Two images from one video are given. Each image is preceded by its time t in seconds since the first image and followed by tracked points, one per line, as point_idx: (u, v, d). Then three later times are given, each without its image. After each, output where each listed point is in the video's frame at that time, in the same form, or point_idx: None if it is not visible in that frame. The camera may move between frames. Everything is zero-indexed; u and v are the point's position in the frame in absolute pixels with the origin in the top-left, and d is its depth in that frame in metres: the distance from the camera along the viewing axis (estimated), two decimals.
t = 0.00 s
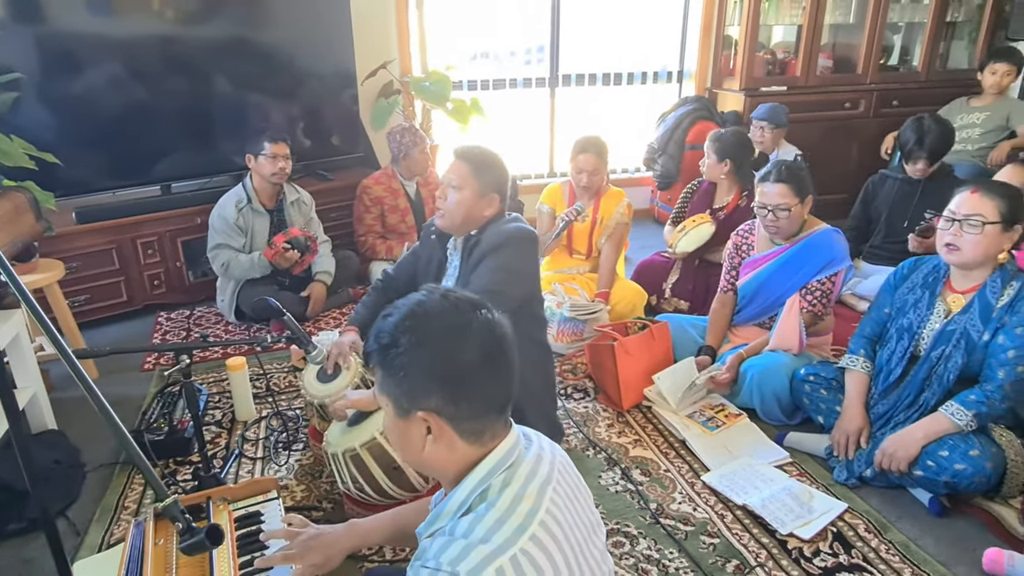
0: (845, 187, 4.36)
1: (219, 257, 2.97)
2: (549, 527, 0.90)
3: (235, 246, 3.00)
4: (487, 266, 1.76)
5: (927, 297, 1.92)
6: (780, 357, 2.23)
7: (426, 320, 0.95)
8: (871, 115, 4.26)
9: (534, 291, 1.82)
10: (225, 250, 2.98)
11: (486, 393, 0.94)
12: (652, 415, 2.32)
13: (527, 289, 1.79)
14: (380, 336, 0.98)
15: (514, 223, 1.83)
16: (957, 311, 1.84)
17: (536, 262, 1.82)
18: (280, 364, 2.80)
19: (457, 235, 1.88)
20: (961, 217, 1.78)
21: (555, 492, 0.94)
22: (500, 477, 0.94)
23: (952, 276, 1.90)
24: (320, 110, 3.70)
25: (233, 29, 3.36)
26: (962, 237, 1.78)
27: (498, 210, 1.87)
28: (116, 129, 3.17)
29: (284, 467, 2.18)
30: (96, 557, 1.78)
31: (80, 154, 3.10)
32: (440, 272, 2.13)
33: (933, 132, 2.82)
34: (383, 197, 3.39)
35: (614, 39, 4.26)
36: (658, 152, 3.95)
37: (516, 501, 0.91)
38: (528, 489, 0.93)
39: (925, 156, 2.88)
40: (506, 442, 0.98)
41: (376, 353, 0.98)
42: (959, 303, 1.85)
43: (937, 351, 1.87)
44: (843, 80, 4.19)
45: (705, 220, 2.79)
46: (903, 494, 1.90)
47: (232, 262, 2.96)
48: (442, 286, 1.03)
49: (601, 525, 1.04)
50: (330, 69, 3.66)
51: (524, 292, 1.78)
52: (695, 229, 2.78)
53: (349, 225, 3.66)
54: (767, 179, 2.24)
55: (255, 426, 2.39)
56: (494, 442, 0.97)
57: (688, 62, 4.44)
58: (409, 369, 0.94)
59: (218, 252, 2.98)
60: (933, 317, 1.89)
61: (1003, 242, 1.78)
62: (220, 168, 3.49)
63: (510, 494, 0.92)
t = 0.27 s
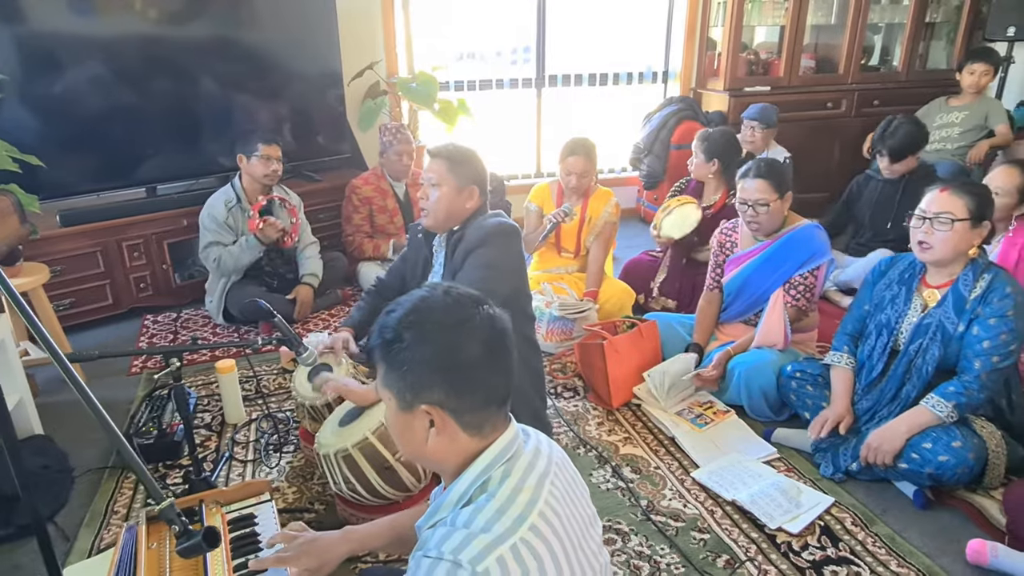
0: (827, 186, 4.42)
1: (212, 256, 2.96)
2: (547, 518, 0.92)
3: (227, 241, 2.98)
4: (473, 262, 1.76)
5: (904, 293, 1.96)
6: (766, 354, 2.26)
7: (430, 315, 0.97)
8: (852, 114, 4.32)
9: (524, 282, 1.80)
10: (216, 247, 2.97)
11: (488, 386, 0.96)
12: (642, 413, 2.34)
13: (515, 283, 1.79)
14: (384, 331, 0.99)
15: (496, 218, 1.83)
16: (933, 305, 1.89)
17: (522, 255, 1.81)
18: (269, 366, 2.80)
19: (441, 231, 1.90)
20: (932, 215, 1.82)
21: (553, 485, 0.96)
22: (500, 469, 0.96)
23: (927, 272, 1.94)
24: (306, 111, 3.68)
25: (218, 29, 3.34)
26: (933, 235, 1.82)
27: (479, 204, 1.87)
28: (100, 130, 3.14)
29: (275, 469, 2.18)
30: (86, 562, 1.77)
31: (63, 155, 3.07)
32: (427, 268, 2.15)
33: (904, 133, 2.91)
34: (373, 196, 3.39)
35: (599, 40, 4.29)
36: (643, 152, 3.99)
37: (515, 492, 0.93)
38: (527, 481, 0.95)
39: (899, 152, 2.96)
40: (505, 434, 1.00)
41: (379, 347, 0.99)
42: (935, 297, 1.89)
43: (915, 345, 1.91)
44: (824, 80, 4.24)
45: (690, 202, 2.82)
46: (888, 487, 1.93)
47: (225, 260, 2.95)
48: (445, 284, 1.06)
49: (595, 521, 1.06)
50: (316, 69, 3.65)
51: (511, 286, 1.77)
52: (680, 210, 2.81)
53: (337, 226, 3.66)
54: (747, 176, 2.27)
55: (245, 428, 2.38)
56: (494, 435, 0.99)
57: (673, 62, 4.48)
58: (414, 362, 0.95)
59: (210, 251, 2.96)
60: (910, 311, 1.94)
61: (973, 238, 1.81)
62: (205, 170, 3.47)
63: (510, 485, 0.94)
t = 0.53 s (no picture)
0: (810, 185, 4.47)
1: (200, 259, 2.94)
2: (541, 509, 0.94)
3: (219, 247, 2.99)
4: (470, 269, 1.77)
5: (886, 289, 1.99)
6: (752, 351, 2.30)
7: (420, 315, 0.98)
8: (834, 113, 4.38)
9: (516, 295, 1.82)
10: (206, 252, 2.96)
11: (481, 383, 0.97)
12: (630, 411, 2.37)
13: (511, 290, 1.81)
14: (375, 333, 1.00)
15: (495, 222, 1.84)
16: (915, 301, 1.92)
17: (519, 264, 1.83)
18: (259, 368, 2.79)
19: (437, 232, 1.91)
20: (914, 213, 1.86)
21: (545, 478, 0.98)
22: (493, 462, 0.97)
23: (909, 268, 1.98)
24: (291, 112, 3.67)
25: (199, 29, 3.32)
26: (917, 232, 1.86)
27: (475, 207, 1.88)
28: (82, 132, 3.11)
29: (266, 472, 2.18)
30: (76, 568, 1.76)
31: (45, 158, 3.04)
32: (421, 269, 2.15)
33: (857, 144, 2.99)
34: (356, 199, 3.39)
35: (584, 41, 4.31)
36: (629, 151, 4.01)
37: (509, 484, 0.95)
38: (520, 474, 0.96)
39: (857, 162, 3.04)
40: (498, 429, 1.01)
41: (371, 350, 1.01)
42: (916, 293, 1.93)
43: (897, 339, 1.95)
44: (806, 80, 4.29)
45: (681, 225, 2.88)
46: (872, 481, 1.97)
47: (213, 265, 2.94)
48: (432, 284, 1.07)
49: (586, 514, 1.08)
50: (300, 71, 3.65)
51: (507, 293, 1.79)
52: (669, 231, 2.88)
53: (324, 227, 3.65)
54: (723, 174, 2.31)
55: (235, 431, 2.38)
56: (487, 430, 1.00)
57: (658, 63, 4.51)
58: (408, 362, 0.96)
59: (199, 254, 2.95)
60: (892, 307, 1.97)
61: (954, 235, 1.85)
62: (190, 172, 3.45)
63: (503, 478, 0.95)
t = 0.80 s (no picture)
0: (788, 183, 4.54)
1: (177, 266, 2.92)
2: (533, 498, 0.95)
3: (196, 251, 2.94)
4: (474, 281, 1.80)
5: (872, 285, 2.04)
6: (735, 347, 2.33)
7: (411, 313, 0.99)
8: (811, 112, 4.45)
9: (517, 311, 1.85)
10: (182, 258, 2.93)
11: (472, 377, 0.99)
12: (616, 407, 2.39)
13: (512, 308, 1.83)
14: (365, 334, 1.01)
15: (504, 235, 1.86)
16: (900, 298, 1.97)
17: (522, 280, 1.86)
18: (244, 370, 2.78)
19: (442, 238, 1.92)
20: (904, 211, 1.90)
21: (536, 468, 1.00)
22: (485, 454, 0.99)
23: (894, 264, 2.02)
24: (272, 113, 3.65)
25: (175, 29, 3.29)
26: (906, 230, 1.90)
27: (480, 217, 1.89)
28: (58, 134, 3.07)
29: (253, 474, 2.17)
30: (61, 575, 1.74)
31: (20, 160, 2.99)
32: (418, 270, 2.15)
33: (802, 148, 2.92)
34: (334, 202, 3.38)
35: (565, 40, 4.33)
36: (611, 150, 4.03)
37: (501, 474, 0.96)
38: (512, 464, 0.98)
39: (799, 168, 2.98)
40: (490, 422, 1.02)
41: (362, 351, 1.01)
42: (902, 290, 1.97)
43: (881, 335, 1.99)
44: (784, 79, 4.35)
45: (651, 217, 2.88)
46: (854, 473, 2.01)
47: (190, 271, 2.92)
48: (417, 282, 1.08)
49: (575, 505, 1.10)
50: (280, 71, 3.63)
51: (508, 310, 1.82)
52: (640, 224, 2.88)
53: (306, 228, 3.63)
54: (703, 173, 2.34)
55: (220, 434, 2.37)
56: (479, 422, 1.02)
57: (638, 63, 4.55)
58: (401, 360, 0.97)
59: (175, 261, 2.92)
60: (878, 303, 2.01)
61: (942, 233, 1.90)
62: (170, 174, 3.41)
63: (496, 468, 0.96)
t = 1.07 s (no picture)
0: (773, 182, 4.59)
1: (158, 270, 2.91)
2: (525, 497, 0.95)
3: (174, 256, 2.92)
4: (473, 287, 1.80)
5: (859, 284, 2.06)
6: (724, 345, 2.35)
7: (403, 315, 1.00)
8: (795, 112, 4.49)
9: (511, 316, 1.87)
10: (163, 261, 2.91)
11: (463, 378, 1.00)
12: (606, 407, 2.40)
13: (507, 315, 1.85)
14: (357, 336, 1.01)
15: (505, 243, 1.87)
16: (887, 297, 1.99)
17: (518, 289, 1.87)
18: (233, 373, 2.76)
19: (441, 242, 1.91)
20: (892, 211, 1.92)
21: (529, 467, 1.00)
22: (478, 454, 0.99)
23: (881, 263, 2.05)
24: (258, 114, 3.63)
25: (158, 29, 3.26)
26: (893, 230, 1.93)
27: (481, 224, 1.90)
28: (40, 135, 3.03)
29: (243, 478, 2.16)
30: None
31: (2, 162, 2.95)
32: (412, 274, 2.15)
33: (771, 137, 3.05)
34: (322, 203, 3.37)
35: (552, 40, 4.34)
36: (599, 150, 4.05)
37: (494, 473, 0.96)
38: (504, 463, 0.98)
39: (762, 160, 3.09)
40: (482, 422, 1.03)
41: (354, 354, 1.01)
42: (889, 288, 2.00)
43: (869, 334, 2.02)
44: (769, 80, 4.39)
45: (630, 202, 2.97)
46: (841, 469, 2.04)
47: (171, 273, 2.90)
48: (407, 284, 1.08)
49: (566, 504, 1.11)
50: (266, 71, 3.61)
51: (503, 316, 1.83)
52: (621, 210, 2.98)
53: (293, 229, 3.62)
54: (693, 174, 2.36)
55: (209, 438, 2.35)
56: (470, 422, 1.02)
57: (625, 63, 4.57)
58: (394, 362, 0.97)
59: (157, 265, 2.91)
60: (865, 301, 2.04)
61: (929, 233, 1.93)
62: (155, 175, 3.39)
63: (488, 468, 0.97)
